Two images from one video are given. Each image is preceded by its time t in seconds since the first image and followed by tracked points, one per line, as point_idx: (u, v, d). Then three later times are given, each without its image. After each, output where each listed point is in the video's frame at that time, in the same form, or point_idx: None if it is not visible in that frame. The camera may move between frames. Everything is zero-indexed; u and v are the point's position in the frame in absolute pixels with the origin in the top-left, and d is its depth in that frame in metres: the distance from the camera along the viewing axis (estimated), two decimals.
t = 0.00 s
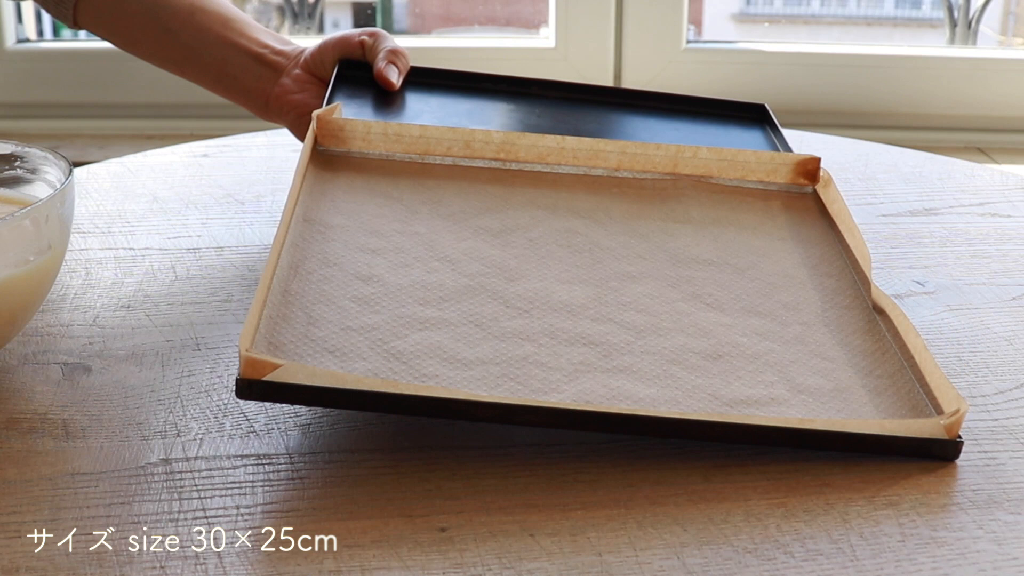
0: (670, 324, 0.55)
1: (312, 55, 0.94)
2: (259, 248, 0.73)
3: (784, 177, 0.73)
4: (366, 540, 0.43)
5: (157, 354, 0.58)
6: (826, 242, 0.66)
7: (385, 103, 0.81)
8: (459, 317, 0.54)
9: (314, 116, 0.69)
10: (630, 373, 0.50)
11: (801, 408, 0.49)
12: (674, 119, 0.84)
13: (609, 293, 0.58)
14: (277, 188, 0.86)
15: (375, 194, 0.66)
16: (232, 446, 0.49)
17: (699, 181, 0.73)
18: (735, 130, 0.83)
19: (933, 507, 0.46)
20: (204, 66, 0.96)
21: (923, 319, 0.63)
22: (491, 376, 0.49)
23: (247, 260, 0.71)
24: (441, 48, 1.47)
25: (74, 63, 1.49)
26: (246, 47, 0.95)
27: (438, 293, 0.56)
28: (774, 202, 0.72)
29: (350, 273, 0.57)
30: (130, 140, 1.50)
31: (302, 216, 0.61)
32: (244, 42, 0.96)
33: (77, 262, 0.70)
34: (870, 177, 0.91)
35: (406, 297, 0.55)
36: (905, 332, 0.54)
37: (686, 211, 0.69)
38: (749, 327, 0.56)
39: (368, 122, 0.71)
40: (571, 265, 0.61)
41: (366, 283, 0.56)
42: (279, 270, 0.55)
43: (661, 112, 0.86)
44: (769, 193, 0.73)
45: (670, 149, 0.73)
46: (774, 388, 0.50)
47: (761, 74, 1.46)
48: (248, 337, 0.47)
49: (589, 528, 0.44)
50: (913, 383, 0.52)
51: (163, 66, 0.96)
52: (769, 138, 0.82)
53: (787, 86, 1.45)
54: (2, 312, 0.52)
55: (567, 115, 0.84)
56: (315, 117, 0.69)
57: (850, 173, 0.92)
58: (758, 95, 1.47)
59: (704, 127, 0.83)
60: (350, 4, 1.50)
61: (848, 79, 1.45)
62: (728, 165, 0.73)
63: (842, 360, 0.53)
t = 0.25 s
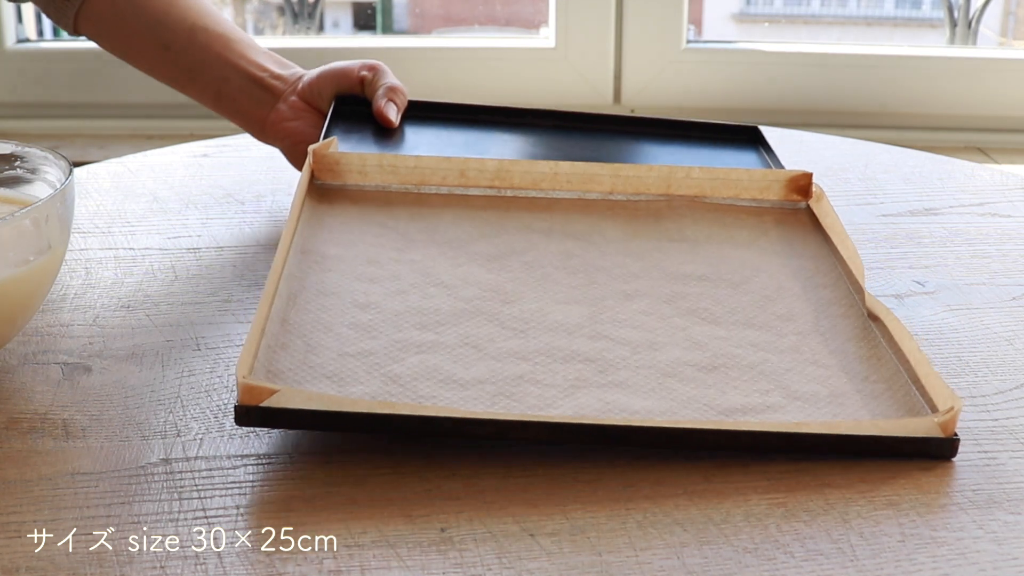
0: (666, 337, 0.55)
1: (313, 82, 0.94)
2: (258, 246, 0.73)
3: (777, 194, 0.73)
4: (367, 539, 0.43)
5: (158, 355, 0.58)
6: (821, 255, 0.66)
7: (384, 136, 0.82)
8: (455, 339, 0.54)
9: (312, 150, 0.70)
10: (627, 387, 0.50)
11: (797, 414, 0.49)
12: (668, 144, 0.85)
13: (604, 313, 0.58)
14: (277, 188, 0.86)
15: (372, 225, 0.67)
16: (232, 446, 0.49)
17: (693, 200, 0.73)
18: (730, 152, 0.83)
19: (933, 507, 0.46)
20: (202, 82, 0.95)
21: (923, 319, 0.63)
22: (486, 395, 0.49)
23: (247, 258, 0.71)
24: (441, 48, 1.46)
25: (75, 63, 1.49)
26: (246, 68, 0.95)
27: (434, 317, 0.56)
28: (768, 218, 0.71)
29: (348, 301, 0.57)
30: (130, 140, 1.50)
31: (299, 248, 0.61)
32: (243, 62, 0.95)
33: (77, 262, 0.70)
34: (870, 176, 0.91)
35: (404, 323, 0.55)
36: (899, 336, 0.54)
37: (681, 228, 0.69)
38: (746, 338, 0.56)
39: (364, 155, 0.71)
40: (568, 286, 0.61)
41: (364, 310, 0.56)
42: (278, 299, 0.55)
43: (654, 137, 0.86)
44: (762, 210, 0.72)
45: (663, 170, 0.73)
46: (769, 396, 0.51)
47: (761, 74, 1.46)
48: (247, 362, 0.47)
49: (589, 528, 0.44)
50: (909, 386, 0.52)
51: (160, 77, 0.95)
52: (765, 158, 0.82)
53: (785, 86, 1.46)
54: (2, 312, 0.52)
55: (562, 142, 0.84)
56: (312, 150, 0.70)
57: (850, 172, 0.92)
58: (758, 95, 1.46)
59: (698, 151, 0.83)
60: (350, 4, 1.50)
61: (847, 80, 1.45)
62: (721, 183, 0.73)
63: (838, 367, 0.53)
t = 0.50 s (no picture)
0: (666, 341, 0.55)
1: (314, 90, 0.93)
2: (259, 247, 0.73)
3: (778, 205, 0.73)
4: (368, 539, 0.43)
5: (159, 355, 0.58)
6: (821, 265, 0.66)
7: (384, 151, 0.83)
8: (458, 348, 0.54)
9: (314, 164, 0.71)
10: (629, 393, 0.50)
11: (798, 418, 0.49)
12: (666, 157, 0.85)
13: (606, 322, 0.58)
14: (277, 187, 0.86)
15: (375, 238, 0.67)
16: (232, 446, 0.49)
17: (693, 212, 0.74)
18: (726, 164, 0.83)
19: (933, 507, 0.46)
20: (203, 83, 0.95)
21: (923, 320, 0.63)
22: (489, 401, 0.49)
23: (248, 259, 0.71)
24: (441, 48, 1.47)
25: (75, 63, 1.49)
26: (247, 69, 0.94)
27: (437, 327, 0.56)
28: (768, 228, 0.71)
29: (351, 312, 0.57)
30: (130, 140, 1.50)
31: (302, 261, 0.62)
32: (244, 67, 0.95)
33: (77, 262, 0.70)
34: (871, 176, 0.91)
35: (407, 333, 0.55)
36: (900, 340, 0.54)
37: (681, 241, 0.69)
38: (746, 345, 0.56)
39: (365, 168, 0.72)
40: (569, 296, 0.61)
41: (367, 321, 0.56)
42: (280, 311, 0.56)
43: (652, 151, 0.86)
44: (762, 219, 0.73)
45: (662, 183, 0.74)
46: (769, 400, 0.51)
47: (761, 74, 1.46)
48: (251, 372, 0.47)
49: (589, 527, 0.44)
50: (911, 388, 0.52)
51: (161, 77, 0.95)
52: (762, 169, 0.83)
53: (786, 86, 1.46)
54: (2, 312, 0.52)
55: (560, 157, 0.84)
56: (315, 164, 0.71)
57: (850, 172, 0.92)
58: (758, 96, 1.46)
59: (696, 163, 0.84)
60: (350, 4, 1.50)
61: (847, 80, 1.45)
62: (721, 196, 0.74)
63: (838, 372, 0.53)
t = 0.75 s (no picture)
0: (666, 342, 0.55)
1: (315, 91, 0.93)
2: (259, 246, 0.73)
3: (778, 203, 0.73)
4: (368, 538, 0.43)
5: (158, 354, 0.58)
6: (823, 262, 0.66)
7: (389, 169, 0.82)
8: (459, 365, 0.54)
9: (313, 183, 0.71)
10: (628, 406, 0.50)
11: (798, 423, 0.49)
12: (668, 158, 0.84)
13: (606, 331, 0.57)
14: (277, 187, 0.86)
15: (375, 255, 0.67)
16: (232, 446, 0.49)
17: (694, 213, 0.73)
18: (730, 163, 0.83)
19: (933, 506, 0.46)
20: (204, 79, 0.95)
21: (923, 319, 0.63)
22: (487, 417, 0.49)
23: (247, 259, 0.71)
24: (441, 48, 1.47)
25: (75, 62, 1.49)
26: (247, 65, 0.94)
27: (439, 344, 0.56)
28: (768, 225, 0.71)
29: (352, 333, 0.57)
30: (129, 140, 1.50)
31: (303, 284, 0.62)
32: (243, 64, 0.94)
33: (77, 262, 0.70)
34: (870, 176, 0.91)
35: (408, 353, 0.55)
36: (902, 339, 0.54)
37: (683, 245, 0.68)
38: (747, 350, 0.56)
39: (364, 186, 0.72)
40: (570, 306, 0.60)
41: (368, 343, 0.56)
42: (282, 337, 0.56)
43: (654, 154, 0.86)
44: (764, 218, 0.72)
45: (662, 185, 0.73)
46: (769, 406, 0.50)
47: (761, 74, 1.46)
48: (252, 399, 0.48)
49: (588, 527, 0.44)
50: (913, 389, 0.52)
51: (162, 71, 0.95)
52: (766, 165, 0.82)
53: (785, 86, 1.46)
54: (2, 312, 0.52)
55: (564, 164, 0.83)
56: (315, 184, 0.71)
57: (851, 172, 0.92)
58: (758, 95, 1.46)
59: (699, 163, 0.83)
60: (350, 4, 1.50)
61: (847, 80, 1.45)
62: (721, 195, 0.73)
63: (838, 375, 0.53)
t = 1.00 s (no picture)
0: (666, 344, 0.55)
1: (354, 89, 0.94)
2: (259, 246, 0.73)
3: (775, 220, 0.72)
4: (368, 538, 0.43)
5: (158, 355, 0.58)
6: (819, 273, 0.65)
7: (389, 194, 0.80)
8: (459, 373, 0.54)
9: (313, 203, 0.70)
10: (627, 408, 0.50)
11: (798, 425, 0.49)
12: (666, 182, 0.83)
13: (605, 338, 0.58)
14: (277, 187, 0.86)
15: (375, 272, 0.66)
16: (232, 446, 0.49)
17: (691, 231, 0.72)
18: (729, 186, 0.82)
19: (932, 506, 0.46)
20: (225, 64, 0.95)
21: (923, 320, 0.63)
22: (486, 420, 0.49)
23: (248, 259, 0.71)
24: (440, 49, 1.46)
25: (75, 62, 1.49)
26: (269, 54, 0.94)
27: (438, 354, 0.56)
28: (765, 242, 0.70)
29: (351, 343, 0.56)
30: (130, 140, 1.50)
31: (303, 296, 0.61)
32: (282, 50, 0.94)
33: (77, 262, 0.70)
34: (870, 176, 0.91)
35: (408, 361, 0.55)
36: (898, 345, 0.54)
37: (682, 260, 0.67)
38: (745, 356, 0.56)
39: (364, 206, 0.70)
40: (569, 315, 0.60)
41: (367, 351, 0.56)
42: (282, 344, 0.56)
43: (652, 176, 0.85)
44: (761, 236, 0.71)
45: (659, 203, 0.72)
46: (768, 409, 0.51)
47: (761, 74, 1.46)
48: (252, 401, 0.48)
49: (589, 527, 0.44)
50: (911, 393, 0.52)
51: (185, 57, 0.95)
52: (765, 189, 0.81)
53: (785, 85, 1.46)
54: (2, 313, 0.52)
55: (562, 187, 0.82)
56: (314, 203, 0.70)
57: (851, 172, 0.92)
58: (758, 96, 1.46)
59: (698, 187, 0.82)
60: (350, 4, 1.50)
61: (848, 80, 1.45)
62: (718, 214, 0.72)
63: (837, 378, 0.53)
